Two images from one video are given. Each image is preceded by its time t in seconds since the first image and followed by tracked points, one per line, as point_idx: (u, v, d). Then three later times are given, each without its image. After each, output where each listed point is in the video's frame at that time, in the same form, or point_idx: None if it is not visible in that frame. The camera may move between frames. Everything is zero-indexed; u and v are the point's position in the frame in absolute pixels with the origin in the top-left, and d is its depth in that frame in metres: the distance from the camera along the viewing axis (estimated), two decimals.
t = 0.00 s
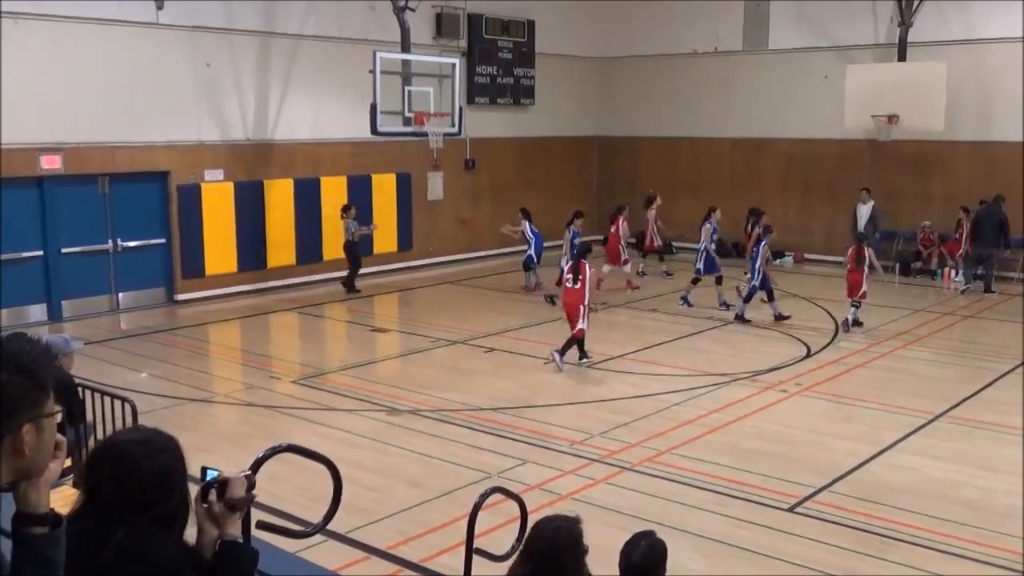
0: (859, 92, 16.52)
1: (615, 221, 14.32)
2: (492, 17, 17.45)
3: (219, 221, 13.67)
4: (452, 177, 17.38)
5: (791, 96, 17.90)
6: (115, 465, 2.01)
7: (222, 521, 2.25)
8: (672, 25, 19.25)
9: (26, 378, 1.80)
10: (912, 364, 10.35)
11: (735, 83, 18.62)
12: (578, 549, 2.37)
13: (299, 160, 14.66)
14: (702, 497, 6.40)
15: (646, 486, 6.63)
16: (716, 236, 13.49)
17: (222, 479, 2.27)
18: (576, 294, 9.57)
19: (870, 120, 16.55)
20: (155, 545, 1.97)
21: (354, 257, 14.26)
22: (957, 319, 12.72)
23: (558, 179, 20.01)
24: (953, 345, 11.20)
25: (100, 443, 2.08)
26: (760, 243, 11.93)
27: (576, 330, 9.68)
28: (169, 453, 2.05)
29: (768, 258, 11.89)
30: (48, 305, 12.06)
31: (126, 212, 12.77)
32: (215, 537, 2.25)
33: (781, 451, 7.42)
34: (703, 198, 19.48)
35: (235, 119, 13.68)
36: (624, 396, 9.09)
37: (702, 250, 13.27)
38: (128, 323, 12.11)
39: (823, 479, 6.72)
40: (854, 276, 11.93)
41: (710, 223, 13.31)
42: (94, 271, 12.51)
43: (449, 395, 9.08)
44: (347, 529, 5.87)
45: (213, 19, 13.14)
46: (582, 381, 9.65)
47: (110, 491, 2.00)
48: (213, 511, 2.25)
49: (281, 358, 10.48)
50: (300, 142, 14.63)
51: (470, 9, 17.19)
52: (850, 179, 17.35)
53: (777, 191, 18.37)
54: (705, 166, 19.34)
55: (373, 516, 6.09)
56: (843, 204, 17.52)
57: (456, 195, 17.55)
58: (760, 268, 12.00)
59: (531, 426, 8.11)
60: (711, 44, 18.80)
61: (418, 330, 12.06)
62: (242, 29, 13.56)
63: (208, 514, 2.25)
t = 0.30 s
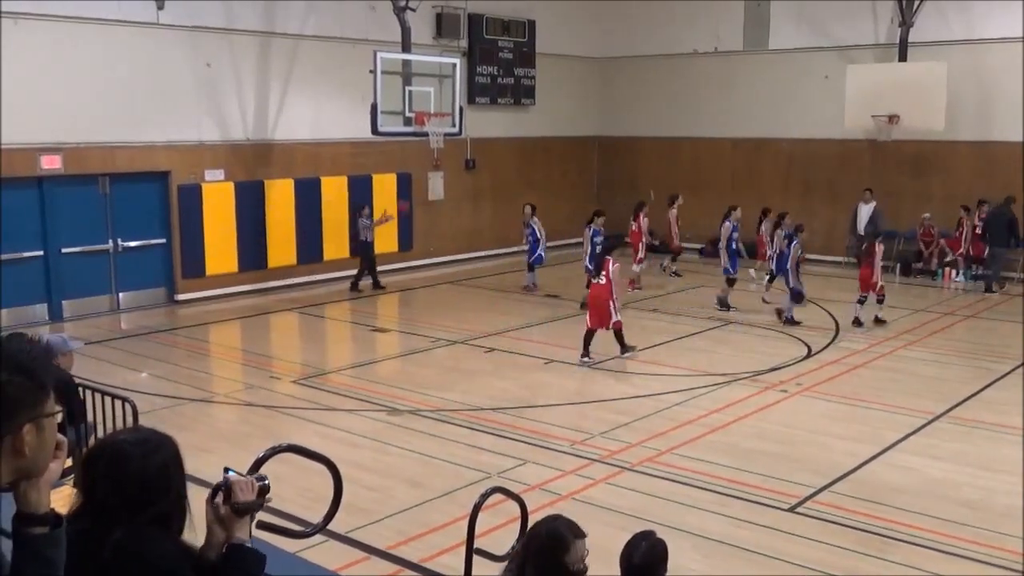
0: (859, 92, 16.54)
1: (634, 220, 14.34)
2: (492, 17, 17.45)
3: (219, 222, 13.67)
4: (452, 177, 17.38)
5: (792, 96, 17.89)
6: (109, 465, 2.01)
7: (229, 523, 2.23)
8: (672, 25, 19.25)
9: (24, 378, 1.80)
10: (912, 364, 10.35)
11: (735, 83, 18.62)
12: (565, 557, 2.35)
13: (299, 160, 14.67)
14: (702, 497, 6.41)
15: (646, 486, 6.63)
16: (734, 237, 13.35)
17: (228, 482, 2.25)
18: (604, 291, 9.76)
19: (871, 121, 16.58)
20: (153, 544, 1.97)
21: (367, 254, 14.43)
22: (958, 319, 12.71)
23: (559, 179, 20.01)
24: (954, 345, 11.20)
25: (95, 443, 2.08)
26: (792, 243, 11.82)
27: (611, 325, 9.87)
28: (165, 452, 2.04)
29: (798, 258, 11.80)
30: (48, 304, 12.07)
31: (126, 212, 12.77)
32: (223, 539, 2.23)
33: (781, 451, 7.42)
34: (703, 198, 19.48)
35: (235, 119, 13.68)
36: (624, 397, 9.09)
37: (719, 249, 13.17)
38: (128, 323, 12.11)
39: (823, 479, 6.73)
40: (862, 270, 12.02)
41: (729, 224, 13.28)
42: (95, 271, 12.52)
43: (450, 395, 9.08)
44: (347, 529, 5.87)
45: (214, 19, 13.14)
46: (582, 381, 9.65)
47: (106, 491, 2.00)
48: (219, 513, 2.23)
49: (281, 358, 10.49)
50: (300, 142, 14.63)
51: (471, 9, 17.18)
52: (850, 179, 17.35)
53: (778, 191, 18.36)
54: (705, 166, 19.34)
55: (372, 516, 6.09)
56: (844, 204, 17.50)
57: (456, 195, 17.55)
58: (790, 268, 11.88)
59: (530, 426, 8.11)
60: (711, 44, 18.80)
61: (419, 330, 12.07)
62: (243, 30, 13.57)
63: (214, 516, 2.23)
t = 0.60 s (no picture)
0: (826, 92, 16.74)
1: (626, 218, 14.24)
2: (464, 15, 17.43)
3: (188, 221, 13.54)
4: (423, 176, 17.34)
5: (761, 95, 18.05)
6: (72, 468, 2.02)
7: (205, 527, 2.20)
8: (643, 24, 19.36)
9: None
10: (880, 360, 10.49)
11: (705, 81, 18.74)
12: (536, 555, 2.36)
13: (269, 158, 14.56)
14: (674, 494, 6.45)
15: (618, 483, 6.67)
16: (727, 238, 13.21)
17: (205, 486, 2.18)
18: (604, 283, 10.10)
19: (839, 120, 16.79)
20: (119, 546, 1.98)
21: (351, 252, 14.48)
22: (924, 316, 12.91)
23: (531, 178, 20.02)
24: (920, 341, 11.37)
25: (61, 445, 2.09)
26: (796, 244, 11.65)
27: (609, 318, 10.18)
28: (130, 453, 2.05)
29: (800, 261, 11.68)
30: (14, 305, 11.89)
31: (94, 211, 12.61)
32: (199, 542, 2.19)
33: (751, 447, 7.49)
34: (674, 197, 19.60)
35: (205, 117, 13.56)
36: (596, 394, 9.13)
37: (710, 251, 13.07)
38: (96, 323, 11.96)
39: (793, 475, 6.80)
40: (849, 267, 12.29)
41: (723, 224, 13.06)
42: (61, 271, 12.34)
43: (422, 394, 9.07)
44: (318, 529, 5.85)
45: (182, 16, 13.00)
46: (553, 379, 9.67)
47: (70, 493, 2.01)
48: (195, 516, 2.20)
49: (251, 358, 10.40)
50: (270, 140, 14.52)
51: (442, 7, 17.16)
52: (818, 177, 17.54)
53: (747, 190, 18.52)
54: (675, 165, 19.47)
55: (344, 516, 6.07)
56: (812, 202, 17.69)
57: (427, 194, 17.51)
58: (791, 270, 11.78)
59: (502, 425, 8.12)
60: (682, 44, 18.93)
61: (390, 329, 12.03)
62: (213, 28, 13.45)
63: (190, 520, 2.20)
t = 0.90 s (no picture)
0: (778, 92, 17.00)
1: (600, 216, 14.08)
2: (418, 14, 17.36)
3: (137, 222, 13.32)
4: (378, 175, 17.25)
5: (713, 95, 18.25)
6: (19, 473, 1.99)
7: (160, 532, 2.17)
8: (597, 24, 19.46)
9: None
10: (830, 356, 10.69)
11: (659, 81, 18.89)
12: (497, 558, 2.37)
13: (221, 158, 14.38)
14: (630, 491, 6.51)
15: (574, 481, 6.71)
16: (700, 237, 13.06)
17: (160, 490, 2.15)
18: (588, 281, 10.54)
19: (790, 119, 17.06)
20: (67, 551, 1.95)
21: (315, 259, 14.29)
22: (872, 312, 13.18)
23: (486, 178, 20.02)
24: (869, 337, 11.60)
25: (9, 449, 2.06)
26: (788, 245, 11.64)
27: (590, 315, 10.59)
28: (79, 457, 2.02)
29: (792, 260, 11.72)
30: None
31: (40, 212, 12.36)
32: (153, 547, 2.17)
33: (705, 443, 7.59)
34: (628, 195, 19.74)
35: (155, 116, 13.34)
36: (552, 393, 9.17)
37: (687, 253, 12.83)
38: (43, 326, 11.71)
39: (746, 470, 6.91)
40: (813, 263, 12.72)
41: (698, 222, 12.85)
42: (6, 273, 12.08)
43: (377, 395, 9.03)
44: (273, 532, 5.81)
45: (132, 14, 12.77)
46: (510, 378, 9.70)
47: (16, 497, 1.99)
48: (151, 521, 2.17)
49: (204, 360, 10.26)
50: (222, 139, 14.33)
51: (396, 6, 17.08)
52: (770, 176, 17.79)
53: (700, 189, 18.73)
54: (630, 164, 19.63)
55: (299, 518, 6.03)
56: (764, 201, 17.95)
57: (383, 193, 17.43)
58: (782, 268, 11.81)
59: (458, 424, 8.12)
60: (635, 43, 19.06)
61: (345, 330, 11.96)
62: (163, 26, 13.23)
63: (145, 525, 2.17)
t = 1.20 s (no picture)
0: (715, 91, 17.28)
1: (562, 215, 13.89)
2: (357, 13, 17.23)
3: (69, 223, 12.94)
4: (318, 175, 17.08)
5: (652, 95, 18.47)
6: None
7: (96, 540, 2.13)
8: (536, 24, 19.55)
9: None
10: (768, 352, 10.90)
11: (598, 80, 19.05)
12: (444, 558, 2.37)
13: (156, 157, 14.10)
14: (574, 489, 6.56)
15: (518, 480, 6.74)
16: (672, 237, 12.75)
17: (96, 497, 2.10)
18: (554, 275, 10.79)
19: (727, 118, 17.34)
20: None
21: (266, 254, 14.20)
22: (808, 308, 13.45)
23: (427, 178, 19.95)
24: (804, 333, 11.86)
25: None
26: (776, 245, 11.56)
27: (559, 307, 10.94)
28: (10, 464, 1.96)
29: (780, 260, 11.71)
30: None
31: None
32: (89, 556, 2.13)
33: (646, 439, 7.69)
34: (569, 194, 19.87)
35: (87, 115, 13.02)
36: (495, 392, 9.19)
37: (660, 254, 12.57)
38: None
39: (686, 466, 7.01)
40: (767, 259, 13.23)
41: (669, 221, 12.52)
42: None
43: (319, 396, 8.94)
44: (213, 537, 5.72)
45: (62, 11, 12.42)
46: (452, 378, 9.69)
47: None
48: (85, 529, 2.12)
49: (140, 364, 10.05)
50: (157, 138, 14.05)
51: (335, 4, 16.92)
52: (708, 175, 18.05)
53: (640, 187, 18.94)
54: (570, 163, 19.75)
55: (240, 522, 5.95)
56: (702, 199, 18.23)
57: (323, 193, 17.26)
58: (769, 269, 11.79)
59: (401, 425, 8.09)
60: (575, 43, 19.20)
61: (285, 331, 11.81)
62: (95, 23, 12.90)
63: (79, 532, 2.12)
